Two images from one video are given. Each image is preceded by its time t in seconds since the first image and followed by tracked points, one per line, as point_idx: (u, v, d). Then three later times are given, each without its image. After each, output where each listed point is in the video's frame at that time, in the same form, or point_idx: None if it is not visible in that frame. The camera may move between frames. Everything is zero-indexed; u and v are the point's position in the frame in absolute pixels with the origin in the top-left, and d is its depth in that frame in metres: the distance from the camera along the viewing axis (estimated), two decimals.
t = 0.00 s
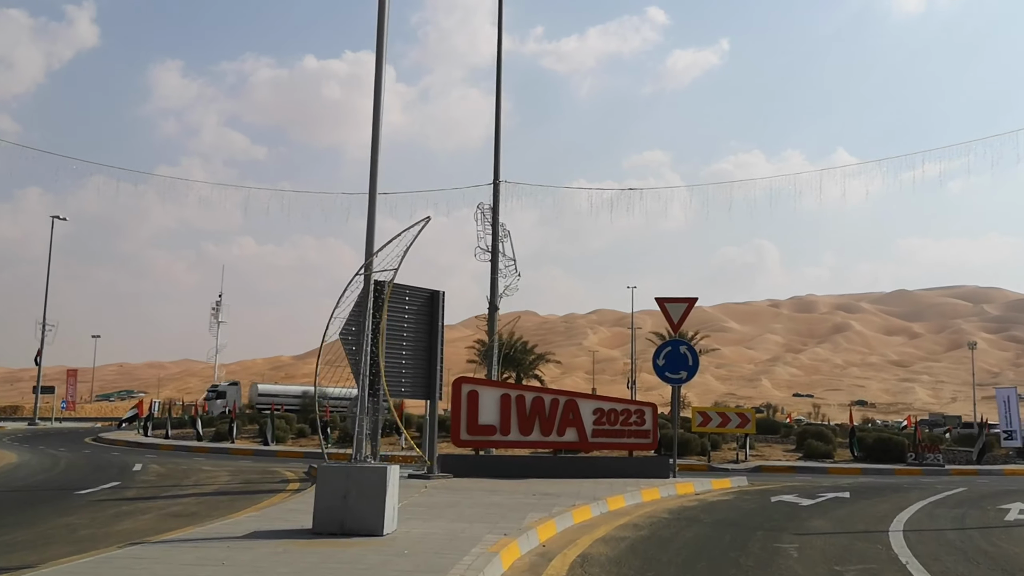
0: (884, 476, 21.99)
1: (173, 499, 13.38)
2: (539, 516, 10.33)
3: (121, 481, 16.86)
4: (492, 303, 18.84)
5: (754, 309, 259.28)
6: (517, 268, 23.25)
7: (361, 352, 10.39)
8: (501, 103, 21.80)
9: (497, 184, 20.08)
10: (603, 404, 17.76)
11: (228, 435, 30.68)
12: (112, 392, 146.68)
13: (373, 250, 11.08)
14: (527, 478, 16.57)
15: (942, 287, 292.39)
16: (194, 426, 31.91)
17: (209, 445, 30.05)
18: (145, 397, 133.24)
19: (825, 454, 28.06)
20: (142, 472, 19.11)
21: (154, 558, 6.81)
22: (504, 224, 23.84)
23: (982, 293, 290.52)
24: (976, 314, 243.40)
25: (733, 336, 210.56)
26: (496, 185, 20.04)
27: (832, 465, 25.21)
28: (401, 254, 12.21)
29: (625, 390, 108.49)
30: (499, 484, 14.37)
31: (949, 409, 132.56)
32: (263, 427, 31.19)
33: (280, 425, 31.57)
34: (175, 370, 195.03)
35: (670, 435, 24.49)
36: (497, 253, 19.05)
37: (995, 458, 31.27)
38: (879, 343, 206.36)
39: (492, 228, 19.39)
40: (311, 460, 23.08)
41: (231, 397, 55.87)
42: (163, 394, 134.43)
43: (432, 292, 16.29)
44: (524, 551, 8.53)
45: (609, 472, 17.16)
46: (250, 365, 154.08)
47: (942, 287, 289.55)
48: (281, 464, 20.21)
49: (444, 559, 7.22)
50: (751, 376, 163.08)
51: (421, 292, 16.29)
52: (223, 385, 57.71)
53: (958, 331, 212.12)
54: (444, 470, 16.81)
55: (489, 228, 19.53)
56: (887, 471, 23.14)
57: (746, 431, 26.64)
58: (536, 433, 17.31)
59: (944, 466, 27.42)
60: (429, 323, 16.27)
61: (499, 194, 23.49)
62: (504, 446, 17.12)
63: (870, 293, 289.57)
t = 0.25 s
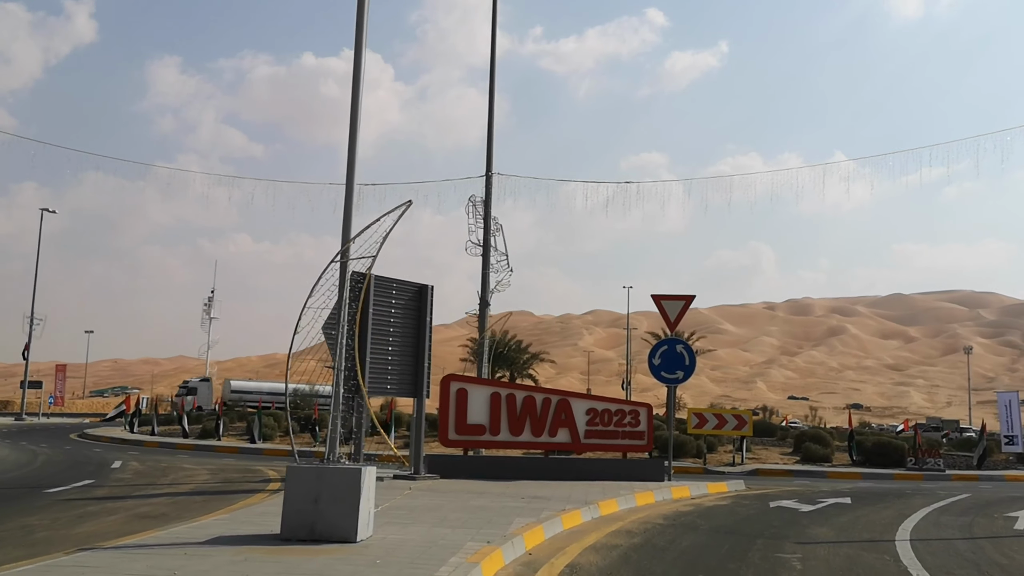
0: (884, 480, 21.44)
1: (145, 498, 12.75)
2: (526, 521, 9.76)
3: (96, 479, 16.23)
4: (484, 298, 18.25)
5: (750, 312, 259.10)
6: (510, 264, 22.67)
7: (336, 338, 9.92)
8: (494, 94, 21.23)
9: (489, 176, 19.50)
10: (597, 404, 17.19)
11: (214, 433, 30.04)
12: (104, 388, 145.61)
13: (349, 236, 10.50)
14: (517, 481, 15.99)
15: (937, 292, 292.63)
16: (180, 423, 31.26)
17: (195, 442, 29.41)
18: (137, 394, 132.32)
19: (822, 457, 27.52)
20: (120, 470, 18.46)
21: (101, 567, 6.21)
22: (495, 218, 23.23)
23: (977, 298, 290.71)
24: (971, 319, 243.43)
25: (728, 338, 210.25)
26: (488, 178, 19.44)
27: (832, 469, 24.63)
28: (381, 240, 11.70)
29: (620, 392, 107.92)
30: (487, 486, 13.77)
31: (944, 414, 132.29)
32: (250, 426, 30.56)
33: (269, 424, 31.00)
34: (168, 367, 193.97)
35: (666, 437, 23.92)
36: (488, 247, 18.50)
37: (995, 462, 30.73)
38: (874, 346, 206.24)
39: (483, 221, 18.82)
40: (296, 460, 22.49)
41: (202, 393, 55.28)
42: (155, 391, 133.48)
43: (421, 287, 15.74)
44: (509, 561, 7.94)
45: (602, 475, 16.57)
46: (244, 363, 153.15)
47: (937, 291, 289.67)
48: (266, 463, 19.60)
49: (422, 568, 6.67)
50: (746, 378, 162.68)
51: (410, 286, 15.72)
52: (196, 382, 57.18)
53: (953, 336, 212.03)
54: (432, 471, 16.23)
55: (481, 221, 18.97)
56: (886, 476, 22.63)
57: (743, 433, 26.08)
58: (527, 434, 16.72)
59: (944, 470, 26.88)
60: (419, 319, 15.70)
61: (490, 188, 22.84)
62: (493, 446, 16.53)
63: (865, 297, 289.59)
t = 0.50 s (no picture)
0: (887, 482, 20.95)
1: (121, 505, 12.18)
2: (518, 529, 9.24)
3: (74, 483, 15.65)
4: (477, 296, 17.74)
5: (747, 312, 258.81)
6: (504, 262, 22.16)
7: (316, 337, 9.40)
8: (487, 86, 20.74)
9: (483, 171, 18.98)
10: (593, 405, 16.69)
11: (204, 435, 29.51)
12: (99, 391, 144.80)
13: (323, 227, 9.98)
14: (512, 484, 15.48)
15: (933, 292, 292.68)
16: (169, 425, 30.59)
17: (185, 444, 28.86)
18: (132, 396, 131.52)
19: (823, 458, 27.06)
20: (101, 474, 17.88)
21: None
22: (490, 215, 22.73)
23: (973, 298, 290.80)
24: (968, 319, 243.39)
25: (725, 339, 209.94)
26: (482, 173, 18.94)
27: (833, 470, 24.17)
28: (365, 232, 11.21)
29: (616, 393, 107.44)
30: (479, 490, 13.24)
31: (941, 414, 131.99)
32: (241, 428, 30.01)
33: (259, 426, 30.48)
34: (164, 369, 193.20)
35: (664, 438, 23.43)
36: (482, 243, 17.98)
37: (998, 463, 30.26)
38: (871, 346, 206.05)
39: (476, 217, 18.35)
40: (285, 462, 21.92)
41: (173, 392, 54.57)
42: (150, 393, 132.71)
43: (410, 284, 15.20)
44: (499, 572, 7.42)
45: (599, 478, 16.06)
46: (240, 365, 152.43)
47: (934, 291, 289.73)
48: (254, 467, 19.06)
49: None
50: (744, 379, 162.26)
51: (399, 284, 15.18)
52: (170, 383, 56.58)
53: (950, 336, 211.94)
54: (423, 474, 15.72)
55: (474, 217, 18.50)
56: (889, 477, 22.14)
57: (743, 434, 25.60)
58: (521, 436, 16.21)
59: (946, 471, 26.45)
60: (408, 317, 15.15)
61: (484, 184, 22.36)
62: (486, 449, 16.01)
63: (862, 297, 289.60)
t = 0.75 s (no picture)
0: (892, 481, 20.36)
1: (93, 512, 11.56)
2: (510, 536, 8.62)
3: (49, 490, 15.00)
4: (470, 292, 17.14)
5: (743, 310, 258.42)
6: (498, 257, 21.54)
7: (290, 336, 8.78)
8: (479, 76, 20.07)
9: (475, 163, 18.38)
10: (591, 403, 16.10)
11: (193, 438, 28.88)
12: (94, 394, 144.07)
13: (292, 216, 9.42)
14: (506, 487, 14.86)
15: (929, 289, 292.49)
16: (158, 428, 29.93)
17: (173, 447, 28.21)
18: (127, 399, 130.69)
19: (825, 456, 26.50)
20: (81, 480, 17.23)
21: None
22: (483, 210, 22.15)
23: (970, 295, 290.68)
24: (964, 316, 243.18)
25: (722, 337, 209.57)
26: (474, 164, 18.33)
27: (837, 469, 23.59)
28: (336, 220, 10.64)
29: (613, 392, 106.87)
30: (470, 494, 12.62)
31: (939, 410, 131.58)
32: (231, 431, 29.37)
33: (250, 428, 29.86)
34: (159, 371, 192.27)
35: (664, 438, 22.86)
36: (474, 237, 17.38)
37: (1003, 460, 29.67)
38: (868, 343, 205.75)
39: (468, 210, 17.70)
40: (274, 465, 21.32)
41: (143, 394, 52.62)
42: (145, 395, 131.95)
43: (398, 279, 14.60)
44: None
45: (597, 479, 15.47)
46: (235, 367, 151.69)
47: (931, 289, 289.53)
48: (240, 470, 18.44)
49: None
50: (741, 377, 161.81)
51: (388, 279, 14.59)
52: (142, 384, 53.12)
53: (947, 332, 211.67)
54: (413, 477, 15.13)
55: (466, 210, 17.88)
56: (894, 476, 21.56)
57: (744, 432, 25.04)
58: (516, 437, 15.62)
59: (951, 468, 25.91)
60: (397, 313, 14.54)
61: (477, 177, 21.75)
62: (479, 450, 15.42)
63: (859, 295, 289.33)
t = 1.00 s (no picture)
0: (894, 479, 19.83)
1: (62, 521, 11.00)
2: (499, 545, 8.05)
3: (23, 497, 14.40)
4: (459, 289, 16.60)
5: (739, 308, 258.16)
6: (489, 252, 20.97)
7: (256, 335, 8.20)
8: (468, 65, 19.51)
9: (464, 155, 17.83)
10: (586, 403, 15.56)
11: (181, 441, 28.29)
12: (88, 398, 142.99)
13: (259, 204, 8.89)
14: (498, 490, 14.32)
15: (924, 286, 292.50)
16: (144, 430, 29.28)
17: (161, 451, 27.58)
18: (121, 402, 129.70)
19: (826, 455, 25.99)
20: (59, 485, 16.64)
21: None
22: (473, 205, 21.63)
23: (965, 291, 290.85)
24: (960, 312, 243.15)
25: (718, 335, 209.26)
26: (463, 156, 17.79)
27: (838, 468, 23.09)
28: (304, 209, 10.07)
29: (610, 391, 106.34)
30: (460, 498, 12.07)
31: (935, 407, 131.28)
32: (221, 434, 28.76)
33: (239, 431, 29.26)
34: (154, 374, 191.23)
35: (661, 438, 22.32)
36: (463, 231, 16.83)
37: (1006, 457, 29.17)
38: (864, 340, 205.58)
39: (457, 203, 17.18)
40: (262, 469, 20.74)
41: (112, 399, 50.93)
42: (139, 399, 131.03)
43: (384, 274, 14.04)
44: None
45: (592, 481, 14.93)
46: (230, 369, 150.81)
47: (926, 285, 289.51)
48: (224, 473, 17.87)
49: None
50: (737, 375, 161.42)
51: (374, 275, 14.03)
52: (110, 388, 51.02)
53: (943, 328, 211.54)
54: (402, 481, 14.57)
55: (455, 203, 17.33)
56: (897, 475, 21.05)
57: (743, 431, 24.53)
58: (508, 437, 15.06)
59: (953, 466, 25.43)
60: (384, 310, 13.97)
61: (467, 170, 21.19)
62: (470, 452, 14.86)
63: (854, 291, 289.28)
